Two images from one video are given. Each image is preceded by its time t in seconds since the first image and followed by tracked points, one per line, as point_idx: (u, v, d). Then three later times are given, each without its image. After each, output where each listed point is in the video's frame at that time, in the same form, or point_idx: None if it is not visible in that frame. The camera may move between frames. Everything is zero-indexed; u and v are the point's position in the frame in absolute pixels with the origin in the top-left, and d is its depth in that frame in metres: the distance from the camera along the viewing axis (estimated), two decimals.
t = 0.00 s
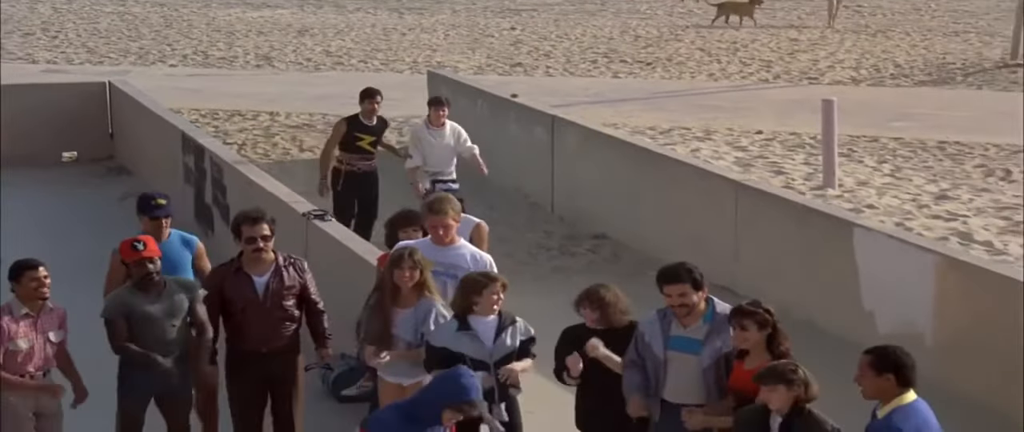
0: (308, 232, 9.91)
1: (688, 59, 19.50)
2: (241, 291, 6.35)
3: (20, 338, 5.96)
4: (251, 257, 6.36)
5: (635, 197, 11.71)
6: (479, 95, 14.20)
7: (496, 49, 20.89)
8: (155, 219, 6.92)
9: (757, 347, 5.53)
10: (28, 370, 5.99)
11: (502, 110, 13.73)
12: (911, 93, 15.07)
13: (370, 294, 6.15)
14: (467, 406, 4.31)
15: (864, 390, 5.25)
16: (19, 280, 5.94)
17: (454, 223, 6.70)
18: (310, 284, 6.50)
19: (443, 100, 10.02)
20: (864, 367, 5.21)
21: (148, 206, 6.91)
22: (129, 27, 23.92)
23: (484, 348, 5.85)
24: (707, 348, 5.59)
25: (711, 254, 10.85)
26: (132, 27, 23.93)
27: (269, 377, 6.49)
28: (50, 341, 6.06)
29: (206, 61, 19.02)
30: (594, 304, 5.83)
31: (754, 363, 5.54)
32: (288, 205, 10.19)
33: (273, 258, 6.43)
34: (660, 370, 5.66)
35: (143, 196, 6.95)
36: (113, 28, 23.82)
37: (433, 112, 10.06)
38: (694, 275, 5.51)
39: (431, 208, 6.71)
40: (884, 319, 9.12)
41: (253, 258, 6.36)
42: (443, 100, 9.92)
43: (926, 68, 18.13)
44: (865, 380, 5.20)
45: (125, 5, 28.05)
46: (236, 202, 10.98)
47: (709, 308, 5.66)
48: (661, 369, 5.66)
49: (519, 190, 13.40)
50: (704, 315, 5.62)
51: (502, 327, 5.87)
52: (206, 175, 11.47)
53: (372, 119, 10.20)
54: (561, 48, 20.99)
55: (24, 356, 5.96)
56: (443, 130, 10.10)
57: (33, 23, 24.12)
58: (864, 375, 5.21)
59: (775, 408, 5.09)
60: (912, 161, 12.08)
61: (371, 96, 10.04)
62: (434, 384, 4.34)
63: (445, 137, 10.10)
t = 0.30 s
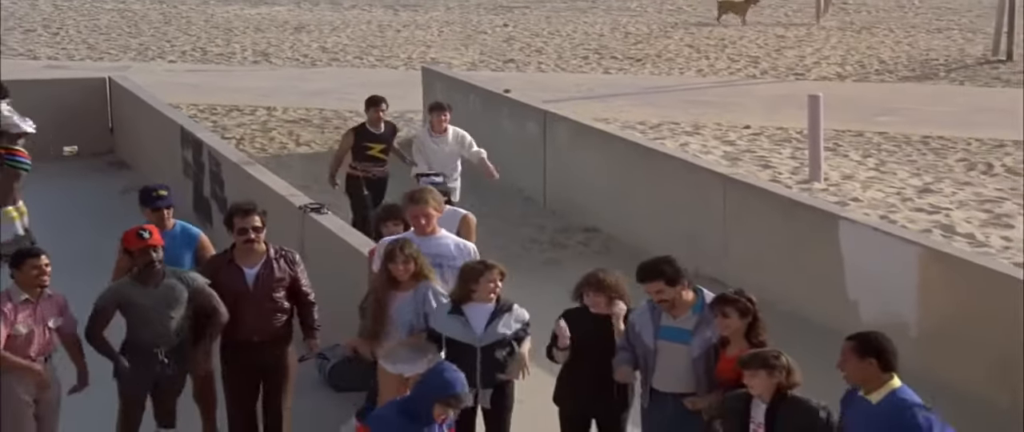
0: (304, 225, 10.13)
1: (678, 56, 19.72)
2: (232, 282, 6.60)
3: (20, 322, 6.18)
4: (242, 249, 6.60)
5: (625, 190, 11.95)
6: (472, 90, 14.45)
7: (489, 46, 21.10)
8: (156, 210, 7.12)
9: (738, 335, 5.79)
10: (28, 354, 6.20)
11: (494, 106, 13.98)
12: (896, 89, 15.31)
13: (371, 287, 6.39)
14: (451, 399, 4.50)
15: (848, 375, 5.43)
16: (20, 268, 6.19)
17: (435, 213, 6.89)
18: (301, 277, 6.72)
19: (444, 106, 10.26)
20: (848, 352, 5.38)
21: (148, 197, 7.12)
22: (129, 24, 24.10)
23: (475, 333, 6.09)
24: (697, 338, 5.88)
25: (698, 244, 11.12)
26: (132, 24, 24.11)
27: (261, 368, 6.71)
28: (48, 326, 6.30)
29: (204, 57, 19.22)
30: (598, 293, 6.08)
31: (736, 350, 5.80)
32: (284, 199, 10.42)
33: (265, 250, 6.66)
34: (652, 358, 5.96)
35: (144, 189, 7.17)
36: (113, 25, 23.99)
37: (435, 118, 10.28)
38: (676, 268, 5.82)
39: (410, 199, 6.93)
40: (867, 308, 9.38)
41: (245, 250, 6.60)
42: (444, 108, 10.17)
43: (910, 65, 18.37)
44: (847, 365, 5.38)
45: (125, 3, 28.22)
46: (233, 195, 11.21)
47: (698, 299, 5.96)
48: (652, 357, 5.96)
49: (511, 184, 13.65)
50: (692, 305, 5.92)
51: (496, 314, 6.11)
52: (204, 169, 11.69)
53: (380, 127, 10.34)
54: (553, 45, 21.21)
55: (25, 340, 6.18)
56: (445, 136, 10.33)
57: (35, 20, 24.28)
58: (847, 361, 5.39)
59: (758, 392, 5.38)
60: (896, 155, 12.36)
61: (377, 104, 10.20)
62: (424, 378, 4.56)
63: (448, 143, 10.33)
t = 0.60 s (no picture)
0: (303, 214, 10.43)
1: (667, 49, 20.11)
2: (231, 273, 6.56)
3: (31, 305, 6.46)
4: (243, 241, 6.57)
5: (617, 180, 12.29)
6: (466, 83, 14.78)
7: (484, 40, 21.47)
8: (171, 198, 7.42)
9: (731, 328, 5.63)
10: (39, 337, 6.48)
11: (488, 99, 14.32)
12: (878, 81, 15.68)
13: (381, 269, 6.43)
14: (422, 346, 5.03)
15: (835, 359, 5.29)
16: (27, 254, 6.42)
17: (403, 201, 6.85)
18: (300, 265, 6.68)
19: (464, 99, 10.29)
20: (835, 335, 5.24)
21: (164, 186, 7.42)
22: (133, 19, 24.47)
23: (475, 323, 6.23)
24: (682, 323, 5.83)
25: (688, 235, 11.44)
26: (136, 18, 24.48)
27: (261, 356, 6.70)
28: (58, 308, 6.54)
29: (207, 50, 19.60)
30: (595, 280, 6.02)
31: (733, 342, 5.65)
32: (284, 189, 10.73)
33: (264, 240, 6.61)
34: (641, 345, 5.92)
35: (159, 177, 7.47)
36: (118, 19, 24.35)
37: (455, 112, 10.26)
38: (658, 258, 5.72)
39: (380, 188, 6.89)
40: (851, 295, 9.69)
41: (244, 241, 6.56)
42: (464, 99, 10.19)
43: (891, 58, 18.78)
44: (835, 349, 5.24)
45: None
46: (235, 184, 11.52)
47: (683, 284, 5.88)
48: (641, 342, 5.93)
49: (507, 175, 13.99)
50: (677, 292, 5.85)
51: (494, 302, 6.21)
52: (207, 159, 12.02)
53: (399, 115, 10.34)
54: (546, 38, 21.59)
55: (34, 323, 6.45)
56: (465, 131, 10.29)
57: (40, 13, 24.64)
58: (835, 344, 5.24)
59: (758, 381, 5.18)
60: (879, 146, 12.73)
61: (396, 90, 10.20)
62: (394, 336, 5.09)
63: (467, 139, 10.29)
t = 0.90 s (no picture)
0: (307, 206, 10.78)
1: (660, 46, 20.47)
2: (242, 261, 6.84)
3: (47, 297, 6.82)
4: (251, 229, 6.84)
5: (612, 173, 12.67)
6: (462, 78, 15.15)
7: (482, 37, 21.83)
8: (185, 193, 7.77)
9: (725, 315, 5.97)
10: (53, 326, 6.83)
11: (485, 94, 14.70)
12: (865, 77, 16.06)
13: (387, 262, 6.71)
14: (458, 343, 4.87)
15: (830, 341, 5.34)
16: (43, 246, 6.79)
17: (388, 196, 7.06)
18: (309, 253, 6.94)
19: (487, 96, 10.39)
20: (830, 319, 5.31)
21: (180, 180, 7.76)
22: (141, 16, 24.86)
23: (471, 310, 6.41)
24: (672, 312, 6.05)
25: (681, 226, 11.81)
26: (144, 16, 24.87)
27: (275, 341, 6.96)
28: (70, 300, 6.92)
29: (212, 48, 19.99)
30: (586, 268, 6.30)
31: (722, 327, 5.99)
32: (287, 181, 11.10)
33: (273, 229, 6.89)
34: (634, 332, 6.16)
35: (175, 171, 7.79)
36: (126, 17, 24.75)
37: (478, 107, 10.32)
38: (657, 249, 5.94)
39: (360, 183, 7.05)
40: (837, 284, 10.05)
41: (254, 230, 6.83)
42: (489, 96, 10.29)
43: (878, 54, 19.16)
44: (829, 332, 5.31)
45: None
46: (239, 177, 11.90)
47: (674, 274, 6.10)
48: (633, 330, 6.16)
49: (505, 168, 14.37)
50: (671, 281, 6.06)
51: (490, 293, 6.42)
52: (212, 153, 12.41)
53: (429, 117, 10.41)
54: (542, 36, 21.95)
55: (49, 313, 6.81)
56: (486, 129, 10.34)
57: (51, 10, 25.05)
58: (830, 328, 5.31)
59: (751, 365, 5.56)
60: (864, 139, 13.14)
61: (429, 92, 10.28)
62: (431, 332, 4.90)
63: (489, 135, 10.33)
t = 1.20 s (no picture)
0: (312, 195, 11.09)
1: (655, 40, 20.91)
2: (260, 251, 7.02)
3: (58, 281, 6.71)
4: (268, 220, 7.02)
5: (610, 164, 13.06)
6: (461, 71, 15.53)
7: (482, 31, 22.25)
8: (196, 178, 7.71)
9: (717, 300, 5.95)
10: (65, 312, 6.73)
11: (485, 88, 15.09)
12: (853, 71, 16.49)
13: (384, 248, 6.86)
14: (465, 332, 5.03)
15: (815, 329, 5.58)
16: (59, 233, 6.66)
17: (384, 184, 7.32)
18: (323, 243, 7.12)
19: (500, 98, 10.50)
20: (816, 309, 5.53)
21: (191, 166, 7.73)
22: (151, 11, 25.30)
23: (473, 299, 6.63)
24: (663, 297, 6.15)
25: (678, 215, 12.16)
26: (154, 11, 25.31)
27: (288, 330, 7.13)
28: (83, 286, 6.80)
29: (220, 42, 20.42)
30: (586, 254, 6.36)
31: (711, 312, 5.97)
32: (293, 171, 11.45)
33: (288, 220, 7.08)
34: (627, 318, 6.22)
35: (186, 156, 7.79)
36: (137, 12, 25.19)
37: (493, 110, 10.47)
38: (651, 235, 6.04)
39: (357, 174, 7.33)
40: (826, 271, 10.36)
41: (273, 220, 7.02)
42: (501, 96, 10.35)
43: (866, 48, 19.59)
44: (814, 322, 5.54)
45: None
46: (246, 167, 12.27)
47: (670, 261, 6.22)
48: (627, 315, 6.23)
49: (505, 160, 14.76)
50: (663, 267, 6.18)
51: (496, 279, 6.64)
52: (221, 144, 12.79)
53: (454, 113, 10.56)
54: (540, 30, 22.37)
55: (62, 298, 6.71)
56: (502, 128, 10.54)
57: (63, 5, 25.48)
58: (815, 318, 5.54)
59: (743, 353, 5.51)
60: (853, 131, 13.56)
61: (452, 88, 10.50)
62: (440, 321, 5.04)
63: (506, 135, 10.55)
